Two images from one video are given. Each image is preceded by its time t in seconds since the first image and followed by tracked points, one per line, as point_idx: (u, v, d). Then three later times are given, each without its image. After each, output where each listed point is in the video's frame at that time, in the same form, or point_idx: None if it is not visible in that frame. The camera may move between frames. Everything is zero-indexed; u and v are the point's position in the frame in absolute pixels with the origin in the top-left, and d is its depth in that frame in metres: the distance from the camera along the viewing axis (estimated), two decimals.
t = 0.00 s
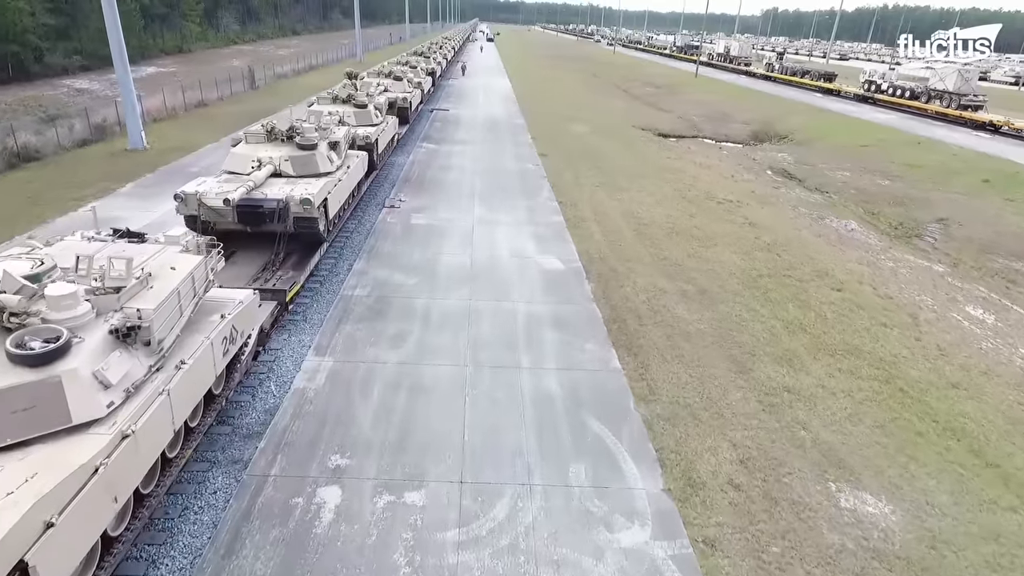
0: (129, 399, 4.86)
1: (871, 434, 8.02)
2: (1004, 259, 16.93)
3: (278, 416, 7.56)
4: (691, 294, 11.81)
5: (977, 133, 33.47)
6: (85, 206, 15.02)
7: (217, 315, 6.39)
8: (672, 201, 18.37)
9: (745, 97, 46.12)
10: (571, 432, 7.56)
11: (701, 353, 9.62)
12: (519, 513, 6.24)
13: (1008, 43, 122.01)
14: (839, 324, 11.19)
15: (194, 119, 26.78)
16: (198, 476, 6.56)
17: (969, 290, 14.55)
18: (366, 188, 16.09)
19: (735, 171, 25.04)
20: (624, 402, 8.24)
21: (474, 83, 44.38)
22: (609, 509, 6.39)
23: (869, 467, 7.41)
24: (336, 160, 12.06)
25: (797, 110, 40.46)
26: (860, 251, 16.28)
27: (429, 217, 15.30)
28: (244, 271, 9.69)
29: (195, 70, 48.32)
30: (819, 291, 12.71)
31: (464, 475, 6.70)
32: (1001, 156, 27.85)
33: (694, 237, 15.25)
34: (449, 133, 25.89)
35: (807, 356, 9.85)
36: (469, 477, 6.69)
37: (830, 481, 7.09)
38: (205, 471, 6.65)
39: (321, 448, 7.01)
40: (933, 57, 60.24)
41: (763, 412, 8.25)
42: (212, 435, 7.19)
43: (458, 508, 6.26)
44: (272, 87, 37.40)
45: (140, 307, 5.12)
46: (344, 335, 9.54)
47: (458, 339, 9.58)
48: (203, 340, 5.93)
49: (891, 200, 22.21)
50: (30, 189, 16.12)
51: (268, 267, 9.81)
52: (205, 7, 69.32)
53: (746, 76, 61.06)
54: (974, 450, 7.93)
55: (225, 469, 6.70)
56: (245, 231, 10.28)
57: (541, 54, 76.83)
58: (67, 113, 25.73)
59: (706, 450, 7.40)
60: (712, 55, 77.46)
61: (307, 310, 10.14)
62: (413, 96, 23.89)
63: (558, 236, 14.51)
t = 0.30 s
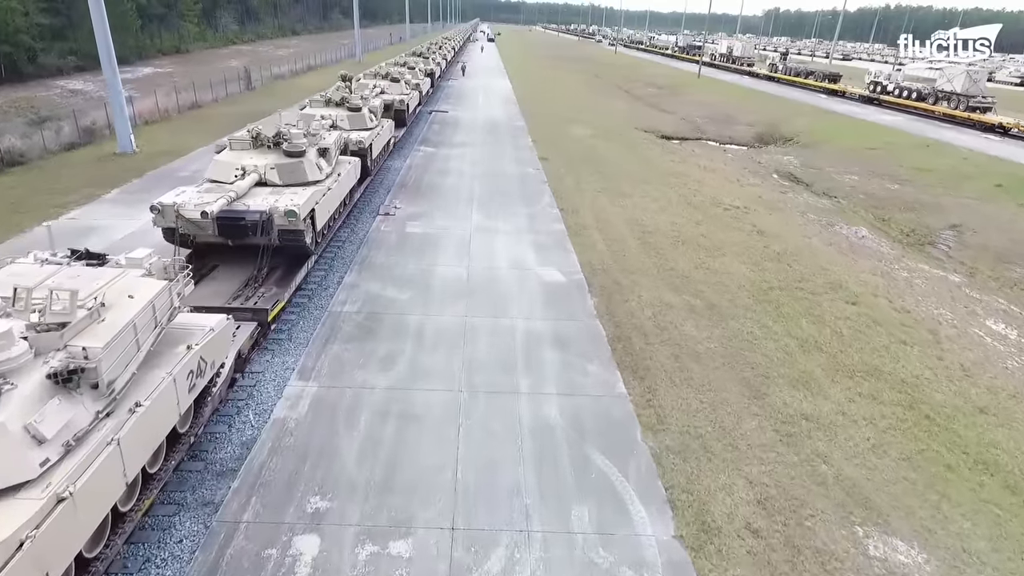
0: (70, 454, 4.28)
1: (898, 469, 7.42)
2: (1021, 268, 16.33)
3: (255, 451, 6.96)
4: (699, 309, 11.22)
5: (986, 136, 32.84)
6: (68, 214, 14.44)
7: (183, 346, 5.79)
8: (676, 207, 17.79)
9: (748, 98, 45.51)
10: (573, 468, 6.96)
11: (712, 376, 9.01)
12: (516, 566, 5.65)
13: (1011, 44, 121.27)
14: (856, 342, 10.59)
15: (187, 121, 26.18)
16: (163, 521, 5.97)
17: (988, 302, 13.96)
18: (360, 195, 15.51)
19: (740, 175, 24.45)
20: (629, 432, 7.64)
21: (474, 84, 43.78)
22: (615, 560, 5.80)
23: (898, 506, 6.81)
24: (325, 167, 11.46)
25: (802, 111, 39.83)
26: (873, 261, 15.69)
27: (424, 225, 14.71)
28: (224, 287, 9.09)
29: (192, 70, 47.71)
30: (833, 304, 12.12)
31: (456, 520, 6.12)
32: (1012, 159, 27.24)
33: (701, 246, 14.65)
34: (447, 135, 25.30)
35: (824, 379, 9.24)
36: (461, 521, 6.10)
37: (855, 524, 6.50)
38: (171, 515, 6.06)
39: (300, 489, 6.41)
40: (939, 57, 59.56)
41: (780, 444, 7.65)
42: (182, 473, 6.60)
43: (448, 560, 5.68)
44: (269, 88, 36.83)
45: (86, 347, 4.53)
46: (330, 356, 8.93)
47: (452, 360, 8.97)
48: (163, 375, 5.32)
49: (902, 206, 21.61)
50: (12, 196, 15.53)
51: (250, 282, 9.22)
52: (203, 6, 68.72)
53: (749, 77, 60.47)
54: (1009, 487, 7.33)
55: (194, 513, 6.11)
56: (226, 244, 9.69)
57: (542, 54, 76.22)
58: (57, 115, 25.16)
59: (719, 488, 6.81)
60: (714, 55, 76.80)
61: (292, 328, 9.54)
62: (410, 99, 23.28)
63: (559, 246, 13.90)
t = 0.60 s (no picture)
0: (3, 514, 3.78)
1: (925, 503, 6.89)
2: None
3: (232, 486, 6.44)
4: (708, 324, 10.69)
5: (994, 138, 32.32)
6: (50, 221, 13.93)
7: (146, 378, 5.27)
8: (681, 213, 17.27)
9: (751, 98, 44.99)
10: (575, 505, 6.44)
11: (723, 398, 8.48)
12: None
13: (1014, 44, 120.70)
14: (873, 359, 10.05)
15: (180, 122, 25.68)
16: (127, 567, 5.46)
17: (1007, 312, 13.43)
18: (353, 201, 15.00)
19: (745, 178, 23.93)
20: (635, 463, 7.12)
21: (474, 85, 43.27)
22: None
23: (928, 547, 6.29)
24: (315, 174, 10.95)
25: (806, 113, 39.33)
26: (885, 269, 15.17)
27: (420, 232, 14.19)
28: (204, 303, 8.57)
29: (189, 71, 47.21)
30: (847, 317, 11.59)
31: (447, 567, 5.61)
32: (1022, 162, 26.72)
33: (707, 255, 14.11)
34: (445, 138, 24.79)
35: (841, 401, 8.71)
36: (452, 569, 5.60)
37: (882, 569, 5.98)
38: (136, 561, 5.55)
39: (277, 532, 5.90)
40: (945, 57, 58.92)
41: (797, 475, 7.12)
42: (151, 511, 6.08)
43: None
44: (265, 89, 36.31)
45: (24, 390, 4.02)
46: (317, 377, 8.41)
47: (446, 381, 8.44)
48: (121, 414, 4.81)
49: (912, 211, 21.09)
50: None
51: (232, 298, 8.70)
52: (202, 6, 68.22)
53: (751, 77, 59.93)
54: None
55: (161, 558, 5.60)
56: (208, 257, 9.19)
57: (543, 55, 75.71)
58: (47, 117, 24.63)
59: (733, 527, 6.28)
60: (716, 56, 76.24)
61: (278, 346, 9.02)
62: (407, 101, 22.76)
63: (560, 255, 13.38)
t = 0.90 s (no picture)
0: None
1: (958, 541, 6.36)
2: None
3: (204, 525, 5.91)
4: (717, 338, 10.16)
5: (1002, 139, 31.78)
6: (31, 227, 13.40)
7: (102, 415, 4.75)
8: (686, 218, 16.74)
9: (754, 99, 44.42)
10: (578, 546, 5.91)
11: (735, 422, 7.94)
12: None
13: (1017, 44, 120.18)
14: (891, 376, 9.52)
15: (173, 124, 25.16)
16: None
17: None
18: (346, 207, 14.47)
19: (751, 181, 23.41)
20: (642, 496, 6.58)
21: (473, 85, 42.73)
22: None
23: None
24: (303, 181, 10.42)
25: (810, 114, 38.81)
26: (898, 277, 14.64)
27: (416, 239, 13.66)
28: (182, 319, 8.02)
29: (185, 71, 46.71)
30: (862, 330, 11.05)
31: None
32: None
33: (714, 263, 13.58)
34: (444, 139, 24.27)
35: (861, 424, 8.16)
36: None
37: None
38: None
39: None
40: (950, 57, 58.29)
41: (818, 509, 6.59)
42: (115, 554, 5.54)
43: None
44: (262, 90, 35.80)
45: None
46: (302, 399, 7.87)
47: (440, 403, 7.90)
48: (69, 458, 4.29)
49: (922, 215, 20.57)
50: None
51: (212, 313, 8.15)
52: (200, 5, 67.72)
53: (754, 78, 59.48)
54: None
55: None
56: (188, 269, 8.64)
57: (544, 55, 75.15)
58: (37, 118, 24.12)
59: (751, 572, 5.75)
60: (718, 56, 75.63)
61: (262, 366, 8.49)
62: (405, 102, 22.22)
63: (561, 262, 12.84)
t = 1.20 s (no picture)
0: None
1: None
2: None
3: (172, 570, 5.38)
4: (727, 353, 9.62)
5: (1011, 141, 31.25)
6: (11, 234, 12.92)
7: (47, 458, 4.22)
8: (691, 224, 16.21)
9: (756, 100, 43.88)
10: None
11: (750, 448, 7.41)
12: None
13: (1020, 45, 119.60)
14: (913, 395, 8.99)
15: (166, 125, 24.69)
16: None
17: None
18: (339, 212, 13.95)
19: (756, 184, 22.90)
20: (652, 535, 6.06)
21: (473, 85, 42.21)
22: None
23: None
24: (291, 187, 9.88)
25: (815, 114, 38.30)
26: (913, 285, 14.11)
27: (411, 246, 13.13)
28: (156, 338, 7.48)
29: (182, 71, 46.22)
30: (879, 344, 10.52)
31: None
32: None
33: (722, 271, 13.04)
34: (442, 141, 23.77)
35: (884, 450, 7.64)
36: None
37: None
38: None
39: None
40: (955, 58, 57.69)
41: (843, 549, 6.06)
42: None
43: None
44: (258, 90, 35.32)
45: None
46: (285, 423, 7.34)
47: (433, 428, 7.37)
48: (2, 514, 3.75)
49: (933, 219, 20.06)
50: None
51: (188, 332, 7.61)
52: (198, 5, 67.24)
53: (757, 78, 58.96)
54: None
55: None
56: (165, 282, 8.12)
57: (544, 55, 74.61)
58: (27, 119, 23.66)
59: None
60: (721, 56, 75.08)
61: (243, 387, 7.97)
62: (402, 103, 21.69)
63: (562, 271, 12.31)
